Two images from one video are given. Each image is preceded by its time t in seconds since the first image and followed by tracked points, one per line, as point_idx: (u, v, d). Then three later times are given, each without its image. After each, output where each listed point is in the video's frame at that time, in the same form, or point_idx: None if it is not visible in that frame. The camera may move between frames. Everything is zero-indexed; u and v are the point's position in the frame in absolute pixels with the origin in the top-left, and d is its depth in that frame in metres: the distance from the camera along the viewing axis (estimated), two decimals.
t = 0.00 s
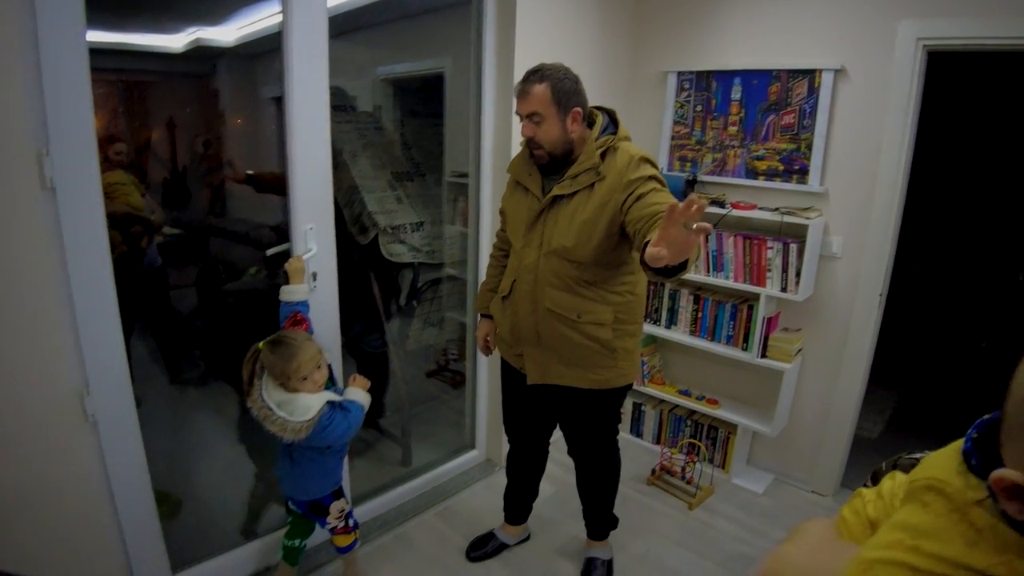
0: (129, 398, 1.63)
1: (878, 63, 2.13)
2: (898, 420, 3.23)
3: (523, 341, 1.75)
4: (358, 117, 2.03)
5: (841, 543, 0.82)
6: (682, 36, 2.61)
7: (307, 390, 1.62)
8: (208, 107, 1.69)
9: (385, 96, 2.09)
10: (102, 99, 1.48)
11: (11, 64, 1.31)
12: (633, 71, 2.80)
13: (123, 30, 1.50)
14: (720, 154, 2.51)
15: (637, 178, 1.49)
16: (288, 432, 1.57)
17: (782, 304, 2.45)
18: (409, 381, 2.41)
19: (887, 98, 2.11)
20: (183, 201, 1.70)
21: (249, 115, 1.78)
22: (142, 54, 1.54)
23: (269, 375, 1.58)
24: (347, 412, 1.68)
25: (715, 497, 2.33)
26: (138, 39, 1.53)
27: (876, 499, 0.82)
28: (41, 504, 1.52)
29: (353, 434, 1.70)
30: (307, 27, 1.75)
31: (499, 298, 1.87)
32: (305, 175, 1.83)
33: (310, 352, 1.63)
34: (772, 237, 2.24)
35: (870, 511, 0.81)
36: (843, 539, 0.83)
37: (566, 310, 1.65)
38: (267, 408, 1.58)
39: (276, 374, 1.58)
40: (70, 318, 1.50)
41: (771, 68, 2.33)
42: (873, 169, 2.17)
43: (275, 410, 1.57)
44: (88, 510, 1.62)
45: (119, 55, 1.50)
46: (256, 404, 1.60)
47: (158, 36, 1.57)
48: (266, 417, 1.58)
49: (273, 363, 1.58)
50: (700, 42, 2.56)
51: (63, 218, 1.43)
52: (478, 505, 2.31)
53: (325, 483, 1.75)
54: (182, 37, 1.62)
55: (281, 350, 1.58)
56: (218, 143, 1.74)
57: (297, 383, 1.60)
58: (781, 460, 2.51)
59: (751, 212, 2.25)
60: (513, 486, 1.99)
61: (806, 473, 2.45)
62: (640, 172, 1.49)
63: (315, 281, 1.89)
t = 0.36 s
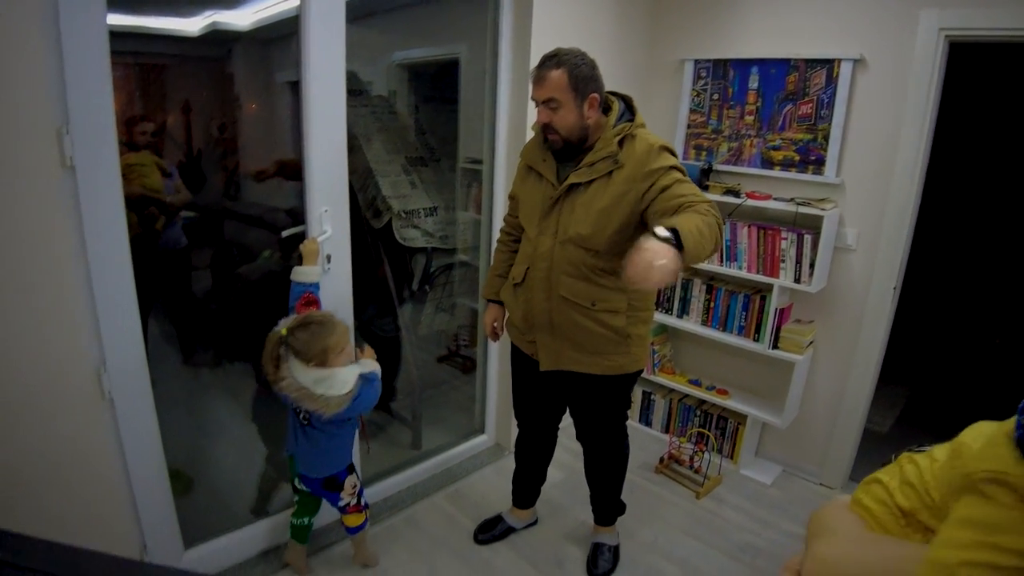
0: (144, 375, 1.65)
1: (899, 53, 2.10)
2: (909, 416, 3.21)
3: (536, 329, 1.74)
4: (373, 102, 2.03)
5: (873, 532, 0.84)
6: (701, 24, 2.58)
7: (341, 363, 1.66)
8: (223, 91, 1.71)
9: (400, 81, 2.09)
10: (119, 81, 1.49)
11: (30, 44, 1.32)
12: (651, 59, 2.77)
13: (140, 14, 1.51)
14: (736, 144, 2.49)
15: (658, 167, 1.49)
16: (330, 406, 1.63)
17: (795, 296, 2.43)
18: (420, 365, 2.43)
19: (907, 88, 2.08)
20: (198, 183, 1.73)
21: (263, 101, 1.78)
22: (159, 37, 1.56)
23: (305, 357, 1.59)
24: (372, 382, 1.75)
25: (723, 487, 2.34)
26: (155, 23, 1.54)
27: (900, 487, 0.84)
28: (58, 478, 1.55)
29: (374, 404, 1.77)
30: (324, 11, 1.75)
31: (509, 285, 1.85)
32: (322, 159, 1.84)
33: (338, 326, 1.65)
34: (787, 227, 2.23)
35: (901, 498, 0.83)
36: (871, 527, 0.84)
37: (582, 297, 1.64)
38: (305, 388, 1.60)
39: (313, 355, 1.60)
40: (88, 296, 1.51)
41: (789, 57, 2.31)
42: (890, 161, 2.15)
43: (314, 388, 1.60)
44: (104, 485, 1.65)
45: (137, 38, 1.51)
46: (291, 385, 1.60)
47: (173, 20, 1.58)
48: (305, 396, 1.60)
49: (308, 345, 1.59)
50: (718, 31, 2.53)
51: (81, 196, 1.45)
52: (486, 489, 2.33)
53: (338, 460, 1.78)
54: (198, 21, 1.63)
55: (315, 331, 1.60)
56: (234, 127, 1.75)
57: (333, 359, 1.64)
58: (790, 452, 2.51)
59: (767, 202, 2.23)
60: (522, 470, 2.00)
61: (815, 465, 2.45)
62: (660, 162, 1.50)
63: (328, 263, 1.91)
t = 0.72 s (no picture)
0: (156, 354, 1.68)
1: (916, 40, 2.07)
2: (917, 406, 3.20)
3: (550, 311, 1.73)
4: (385, 84, 2.02)
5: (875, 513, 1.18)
6: (716, 8, 2.55)
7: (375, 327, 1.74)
8: (236, 73, 1.71)
9: (412, 65, 2.09)
10: (133, 63, 1.50)
11: (45, 21, 1.33)
12: (664, 43, 2.75)
13: None
14: (749, 129, 2.48)
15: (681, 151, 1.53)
16: (377, 362, 1.71)
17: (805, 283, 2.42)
18: (429, 346, 2.46)
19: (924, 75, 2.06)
20: (210, 164, 1.74)
21: (276, 84, 1.79)
22: (174, 19, 1.56)
23: (349, 322, 1.67)
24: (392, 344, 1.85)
25: (729, 473, 2.35)
26: (170, 3, 1.55)
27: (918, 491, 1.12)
28: (73, 451, 1.58)
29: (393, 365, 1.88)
30: None
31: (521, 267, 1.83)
32: (333, 140, 1.85)
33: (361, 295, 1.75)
34: (798, 214, 2.22)
35: (950, 499, 1.07)
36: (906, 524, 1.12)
37: (600, 280, 1.63)
38: (352, 350, 1.66)
39: (354, 320, 1.68)
40: (102, 271, 1.54)
41: (804, 43, 2.28)
42: (904, 149, 2.13)
43: (361, 348, 1.67)
44: (118, 459, 1.68)
45: (151, 20, 1.52)
46: (338, 354, 1.65)
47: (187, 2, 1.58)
48: (354, 358, 1.66)
49: (348, 311, 1.67)
50: (734, 15, 2.50)
51: (95, 171, 1.46)
52: (493, 469, 2.35)
53: (356, 430, 1.84)
54: (212, 3, 1.63)
55: (349, 296, 1.69)
56: (247, 109, 1.76)
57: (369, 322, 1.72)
58: (796, 439, 2.52)
59: (779, 187, 2.22)
60: (529, 451, 2.01)
61: (822, 453, 2.45)
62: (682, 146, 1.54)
63: (339, 243, 1.92)
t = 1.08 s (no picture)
0: (183, 318, 1.71)
1: (952, 8, 2.00)
2: (940, 385, 3.16)
3: (573, 277, 1.73)
4: (408, 52, 2.00)
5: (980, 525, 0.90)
6: None
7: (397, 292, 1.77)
8: (258, 43, 1.71)
9: (433, 33, 2.06)
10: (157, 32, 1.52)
11: None
12: (691, 11, 2.69)
13: None
14: (776, 100, 2.43)
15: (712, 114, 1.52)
16: (402, 326, 1.75)
17: (830, 257, 2.40)
18: (451, 314, 2.49)
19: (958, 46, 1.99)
20: (236, 134, 1.76)
21: (298, 55, 1.77)
22: None
23: (375, 289, 1.70)
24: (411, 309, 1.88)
25: (746, 446, 2.35)
26: None
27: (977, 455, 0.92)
28: (104, 410, 1.64)
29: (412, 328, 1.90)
30: None
31: (546, 233, 1.83)
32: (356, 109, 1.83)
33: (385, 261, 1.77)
34: (824, 186, 2.19)
35: (990, 484, 0.90)
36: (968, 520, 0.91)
37: (625, 246, 1.63)
38: (378, 316, 1.69)
39: (380, 287, 1.70)
40: (129, 236, 1.56)
41: (835, 11, 2.22)
42: (934, 122, 2.09)
43: (387, 313, 1.70)
44: (148, 418, 1.73)
45: None
46: (365, 319, 1.68)
47: None
48: (381, 323, 1.70)
49: (374, 278, 1.69)
50: None
51: (123, 137, 1.48)
52: (511, 436, 2.38)
53: (376, 395, 1.88)
54: None
55: (375, 264, 1.71)
56: (270, 79, 1.76)
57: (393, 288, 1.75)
58: (815, 414, 2.52)
59: (805, 159, 2.19)
60: (548, 417, 2.03)
61: (840, 428, 2.45)
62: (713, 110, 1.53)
63: (361, 210, 1.92)
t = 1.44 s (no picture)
0: (211, 286, 1.74)
1: None
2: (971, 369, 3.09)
3: (596, 252, 1.73)
4: (434, 22, 1.98)
5: (913, 490, 0.63)
6: None
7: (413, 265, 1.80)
8: (292, 15, 1.71)
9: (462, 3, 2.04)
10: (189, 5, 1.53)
11: None
12: None
13: None
14: (810, 73, 2.36)
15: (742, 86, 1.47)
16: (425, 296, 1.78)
17: (861, 236, 2.34)
18: (475, 288, 2.50)
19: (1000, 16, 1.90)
20: (270, 108, 1.78)
21: (334, 28, 1.77)
22: None
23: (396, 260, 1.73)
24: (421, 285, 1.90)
25: (767, 425, 2.34)
26: None
27: (930, 427, 0.64)
28: (135, 374, 1.68)
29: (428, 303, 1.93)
30: None
31: (570, 208, 1.82)
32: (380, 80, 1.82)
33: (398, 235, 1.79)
34: (857, 162, 2.13)
35: (920, 447, 0.64)
36: (906, 482, 0.64)
37: (650, 221, 1.61)
38: (404, 286, 1.72)
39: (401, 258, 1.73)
40: (159, 206, 1.59)
41: None
42: (973, 96, 2.00)
43: (412, 283, 1.73)
44: (177, 383, 1.78)
45: None
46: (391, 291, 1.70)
47: None
48: (409, 293, 1.72)
49: (395, 249, 1.72)
50: None
51: (151, 109, 1.50)
52: (532, 408, 2.40)
53: (398, 373, 1.89)
54: None
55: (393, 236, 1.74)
56: (304, 51, 1.76)
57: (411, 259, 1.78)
58: (839, 394, 2.49)
59: (837, 134, 2.12)
60: (569, 390, 2.04)
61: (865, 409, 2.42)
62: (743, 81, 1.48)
63: (384, 179, 1.93)
